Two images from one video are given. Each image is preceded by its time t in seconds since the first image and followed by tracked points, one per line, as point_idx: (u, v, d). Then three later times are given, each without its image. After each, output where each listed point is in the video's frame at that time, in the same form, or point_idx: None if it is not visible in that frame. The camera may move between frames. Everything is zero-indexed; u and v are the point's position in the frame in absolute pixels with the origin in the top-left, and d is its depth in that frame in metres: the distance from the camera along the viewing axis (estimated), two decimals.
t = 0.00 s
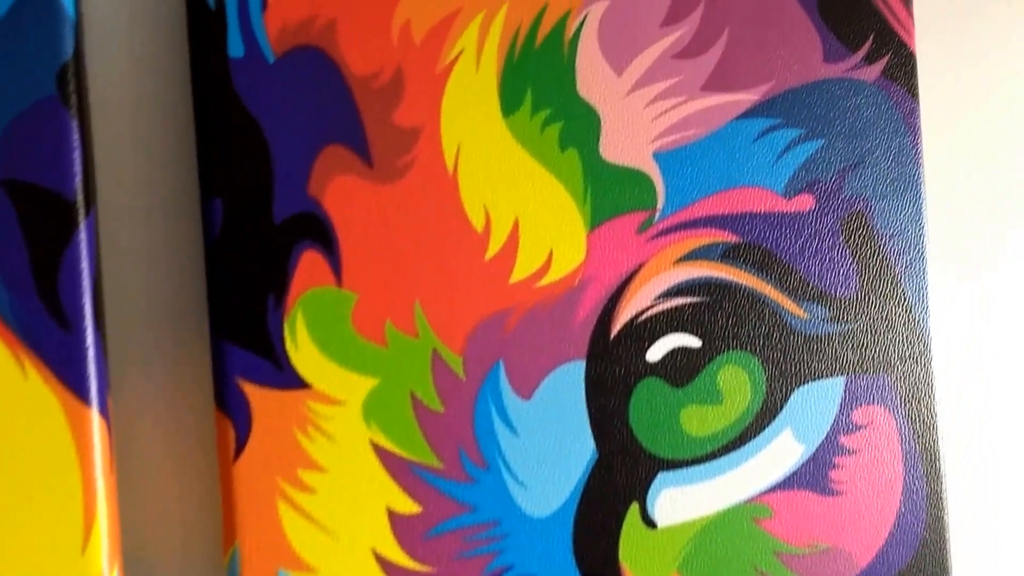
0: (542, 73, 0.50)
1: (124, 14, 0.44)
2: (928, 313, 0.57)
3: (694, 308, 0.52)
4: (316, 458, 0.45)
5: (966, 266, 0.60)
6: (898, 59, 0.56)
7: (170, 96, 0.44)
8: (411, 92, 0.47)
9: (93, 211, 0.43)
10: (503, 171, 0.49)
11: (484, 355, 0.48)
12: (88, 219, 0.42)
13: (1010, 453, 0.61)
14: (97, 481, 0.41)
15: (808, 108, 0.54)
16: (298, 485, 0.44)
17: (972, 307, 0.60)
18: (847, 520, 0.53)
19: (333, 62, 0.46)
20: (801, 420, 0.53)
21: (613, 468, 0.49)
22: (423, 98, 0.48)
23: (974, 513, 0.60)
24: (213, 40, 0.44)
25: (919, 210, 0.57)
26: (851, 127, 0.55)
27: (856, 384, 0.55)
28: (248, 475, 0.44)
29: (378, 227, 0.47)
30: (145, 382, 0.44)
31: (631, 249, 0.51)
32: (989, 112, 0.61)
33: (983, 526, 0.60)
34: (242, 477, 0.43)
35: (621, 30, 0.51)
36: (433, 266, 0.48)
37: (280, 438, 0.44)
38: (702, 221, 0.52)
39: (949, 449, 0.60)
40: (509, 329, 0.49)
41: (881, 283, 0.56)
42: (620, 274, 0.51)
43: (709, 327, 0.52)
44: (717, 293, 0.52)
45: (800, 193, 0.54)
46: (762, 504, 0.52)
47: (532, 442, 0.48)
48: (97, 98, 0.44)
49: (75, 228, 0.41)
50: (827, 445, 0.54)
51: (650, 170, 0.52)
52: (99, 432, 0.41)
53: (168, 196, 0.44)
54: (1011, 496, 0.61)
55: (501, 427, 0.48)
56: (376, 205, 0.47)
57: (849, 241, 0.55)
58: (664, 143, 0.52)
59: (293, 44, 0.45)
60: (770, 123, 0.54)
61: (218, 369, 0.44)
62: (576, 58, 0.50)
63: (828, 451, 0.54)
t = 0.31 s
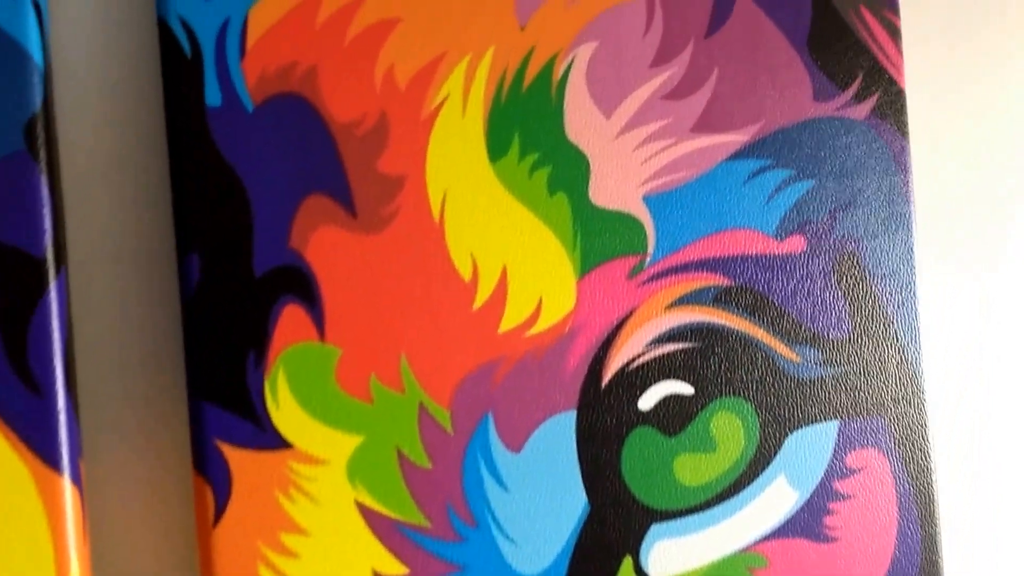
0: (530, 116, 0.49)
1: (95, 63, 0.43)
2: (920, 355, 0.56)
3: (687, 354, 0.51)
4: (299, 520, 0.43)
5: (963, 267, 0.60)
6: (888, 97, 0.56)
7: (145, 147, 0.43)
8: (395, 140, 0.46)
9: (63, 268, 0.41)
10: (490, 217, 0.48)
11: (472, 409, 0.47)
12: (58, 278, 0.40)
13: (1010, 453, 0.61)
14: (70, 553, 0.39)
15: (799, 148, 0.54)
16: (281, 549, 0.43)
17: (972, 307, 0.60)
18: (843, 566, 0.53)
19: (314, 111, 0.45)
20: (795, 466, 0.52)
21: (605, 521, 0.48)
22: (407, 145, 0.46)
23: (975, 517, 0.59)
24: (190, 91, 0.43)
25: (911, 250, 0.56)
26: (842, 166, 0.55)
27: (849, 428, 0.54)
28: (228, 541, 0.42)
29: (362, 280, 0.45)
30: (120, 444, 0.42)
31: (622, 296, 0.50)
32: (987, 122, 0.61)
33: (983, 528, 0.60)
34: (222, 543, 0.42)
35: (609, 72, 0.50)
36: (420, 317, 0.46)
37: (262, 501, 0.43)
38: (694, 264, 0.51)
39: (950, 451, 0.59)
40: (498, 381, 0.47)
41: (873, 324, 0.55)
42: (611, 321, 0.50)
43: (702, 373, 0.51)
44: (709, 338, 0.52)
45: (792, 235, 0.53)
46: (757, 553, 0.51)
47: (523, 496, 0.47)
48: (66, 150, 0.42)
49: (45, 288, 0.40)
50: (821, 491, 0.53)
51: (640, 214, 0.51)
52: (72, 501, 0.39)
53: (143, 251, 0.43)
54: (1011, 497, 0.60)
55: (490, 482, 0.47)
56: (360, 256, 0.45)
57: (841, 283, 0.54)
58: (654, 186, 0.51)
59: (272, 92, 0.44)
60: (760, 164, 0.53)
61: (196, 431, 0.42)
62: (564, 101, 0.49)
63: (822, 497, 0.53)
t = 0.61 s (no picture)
0: (522, 161, 0.48)
1: (73, 113, 0.41)
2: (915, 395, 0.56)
3: (682, 400, 0.50)
4: None
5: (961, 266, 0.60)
6: (880, 135, 0.55)
7: (125, 199, 0.42)
8: (384, 190, 0.45)
9: (40, 328, 0.39)
10: (482, 264, 0.47)
11: (465, 462, 0.46)
12: (35, 339, 0.39)
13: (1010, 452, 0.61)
14: None
15: (792, 189, 0.53)
16: None
17: (972, 306, 0.60)
18: None
19: (301, 161, 0.44)
20: (792, 512, 0.52)
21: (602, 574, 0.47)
22: (396, 194, 0.46)
23: (974, 516, 0.59)
24: (173, 143, 0.41)
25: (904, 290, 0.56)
26: (835, 207, 0.54)
27: (846, 471, 0.53)
28: None
29: (350, 333, 0.44)
30: (101, 508, 0.41)
31: (616, 342, 0.49)
32: (981, 139, 0.61)
33: (983, 527, 0.59)
34: None
35: (601, 115, 0.49)
36: (411, 370, 0.45)
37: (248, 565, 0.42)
38: (688, 308, 0.51)
39: (951, 454, 0.59)
40: (491, 433, 0.46)
41: (868, 366, 0.54)
42: (605, 369, 0.49)
43: (698, 420, 0.50)
44: (704, 384, 0.51)
45: (786, 276, 0.53)
46: None
47: (517, 552, 0.46)
48: (43, 203, 0.41)
49: (20, 350, 0.38)
50: (819, 535, 0.52)
51: (633, 259, 0.50)
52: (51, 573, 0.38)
53: (123, 308, 0.41)
54: (1011, 497, 0.60)
55: (484, 538, 0.45)
56: (349, 309, 0.44)
57: (837, 325, 0.54)
58: (648, 230, 0.50)
59: (258, 143, 0.43)
60: (753, 206, 0.52)
61: (179, 495, 0.41)
62: (557, 145, 0.49)
63: (820, 542, 0.52)
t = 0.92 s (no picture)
0: (517, 207, 0.47)
1: (60, 170, 0.41)
2: (914, 435, 0.55)
3: (681, 446, 0.50)
4: None
5: (960, 268, 0.60)
6: (877, 173, 0.55)
7: (113, 255, 0.41)
8: (378, 239, 0.45)
9: (26, 389, 0.39)
10: (477, 312, 0.46)
11: (462, 515, 0.45)
12: (21, 401, 0.38)
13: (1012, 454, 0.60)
14: None
15: (789, 229, 0.53)
16: None
17: (972, 306, 0.60)
18: None
19: (293, 212, 0.43)
20: (793, 556, 0.51)
21: None
22: (390, 243, 0.45)
23: (974, 516, 0.59)
24: (162, 198, 0.41)
25: (903, 328, 0.55)
26: (832, 245, 0.54)
27: (846, 512, 0.53)
28: None
29: (344, 387, 0.44)
30: (90, 566, 0.41)
31: (615, 388, 0.49)
32: (978, 150, 0.61)
33: (983, 528, 0.59)
34: None
35: (596, 158, 0.49)
36: (407, 422, 0.44)
37: None
38: (686, 351, 0.50)
39: (950, 452, 0.59)
40: (488, 485, 0.46)
41: (866, 405, 0.54)
42: (603, 416, 0.48)
43: (697, 466, 0.50)
44: (703, 428, 0.50)
45: (784, 317, 0.52)
46: None
47: None
48: (29, 260, 0.41)
49: (7, 412, 0.38)
50: None
51: (631, 303, 0.49)
52: None
53: (112, 365, 0.41)
54: (1011, 498, 0.60)
55: None
56: (343, 361, 0.44)
57: (835, 365, 0.53)
58: (645, 273, 0.49)
59: (249, 194, 0.42)
60: (751, 247, 0.52)
61: (171, 556, 0.41)
62: (552, 190, 0.48)
63: None
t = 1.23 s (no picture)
0: (516, 253, 0.47)
1: (52, 229, 0.41)
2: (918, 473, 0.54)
3: (683, 490, 0.49)
4: None
5: (961, 267, 0.59)
6: (877, 211, 0.54)
7: (109, 312, 0.42)
8: (376, 290, 0.44)
9: (21, 451, 0.38)
10: (477, 359, 0.46)
11: (463, 567, 0.45)
12: (17, 465, 0.37)
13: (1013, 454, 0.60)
14: None
15: (789, 269, 0.52)
16: None
17: (972, 306, 0.60)
18: None
19: (291, 266, 0.43)
20: None
21: None
22: (388, 293, 0.44)
23: (974, 517, 0.58)
24: (158, 254, 0.41)
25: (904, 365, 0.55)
26: (832, 283, 0.53)
27: (850, 552, 0.52)
28: None
29: (343, 440, 0.43)
30: None
31: (616, 434, 0.48)
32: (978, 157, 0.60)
33: (982, 529, 0.58)
34: None
35: (595, 202, 0.49)
36: (406, 474, 0.44)
37: None
38: (688, 394, 0.50)
39: (950, 452, 0.59)
40: (489, 535, 0.45)
41: (869, 443, 0.53)
42: (605, 462, 0.48)
43: (699, 510, 0.49)
44: (706, 472, 0.50)
45: (786, 357, 0.52)
46: None
47: None
48: (24, 315, 0.41)
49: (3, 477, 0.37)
50: None
51: (632, 347, 0.49)
52: None
53: (107, 419, 0.41)
54: (1011, 498, 0.59)
55: None
56: (341, 414, 0.43)
57: (837, 404, 0.53)
58: (645, 316, 0.49)
59: (246, 248, 0.42)
60: (751, 288, 0.51)
61: None
62: (551, 234, 0.48)
63: None
